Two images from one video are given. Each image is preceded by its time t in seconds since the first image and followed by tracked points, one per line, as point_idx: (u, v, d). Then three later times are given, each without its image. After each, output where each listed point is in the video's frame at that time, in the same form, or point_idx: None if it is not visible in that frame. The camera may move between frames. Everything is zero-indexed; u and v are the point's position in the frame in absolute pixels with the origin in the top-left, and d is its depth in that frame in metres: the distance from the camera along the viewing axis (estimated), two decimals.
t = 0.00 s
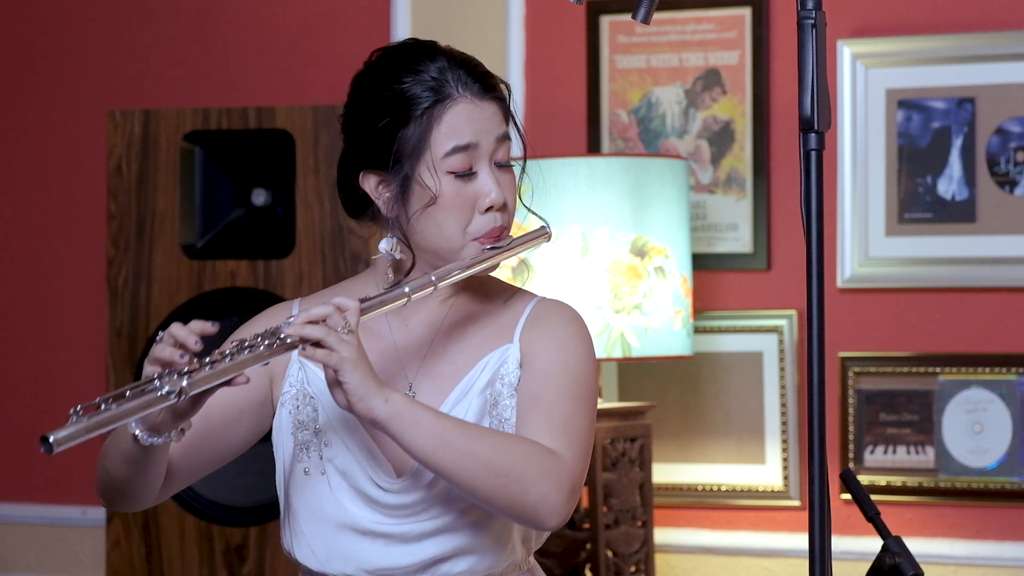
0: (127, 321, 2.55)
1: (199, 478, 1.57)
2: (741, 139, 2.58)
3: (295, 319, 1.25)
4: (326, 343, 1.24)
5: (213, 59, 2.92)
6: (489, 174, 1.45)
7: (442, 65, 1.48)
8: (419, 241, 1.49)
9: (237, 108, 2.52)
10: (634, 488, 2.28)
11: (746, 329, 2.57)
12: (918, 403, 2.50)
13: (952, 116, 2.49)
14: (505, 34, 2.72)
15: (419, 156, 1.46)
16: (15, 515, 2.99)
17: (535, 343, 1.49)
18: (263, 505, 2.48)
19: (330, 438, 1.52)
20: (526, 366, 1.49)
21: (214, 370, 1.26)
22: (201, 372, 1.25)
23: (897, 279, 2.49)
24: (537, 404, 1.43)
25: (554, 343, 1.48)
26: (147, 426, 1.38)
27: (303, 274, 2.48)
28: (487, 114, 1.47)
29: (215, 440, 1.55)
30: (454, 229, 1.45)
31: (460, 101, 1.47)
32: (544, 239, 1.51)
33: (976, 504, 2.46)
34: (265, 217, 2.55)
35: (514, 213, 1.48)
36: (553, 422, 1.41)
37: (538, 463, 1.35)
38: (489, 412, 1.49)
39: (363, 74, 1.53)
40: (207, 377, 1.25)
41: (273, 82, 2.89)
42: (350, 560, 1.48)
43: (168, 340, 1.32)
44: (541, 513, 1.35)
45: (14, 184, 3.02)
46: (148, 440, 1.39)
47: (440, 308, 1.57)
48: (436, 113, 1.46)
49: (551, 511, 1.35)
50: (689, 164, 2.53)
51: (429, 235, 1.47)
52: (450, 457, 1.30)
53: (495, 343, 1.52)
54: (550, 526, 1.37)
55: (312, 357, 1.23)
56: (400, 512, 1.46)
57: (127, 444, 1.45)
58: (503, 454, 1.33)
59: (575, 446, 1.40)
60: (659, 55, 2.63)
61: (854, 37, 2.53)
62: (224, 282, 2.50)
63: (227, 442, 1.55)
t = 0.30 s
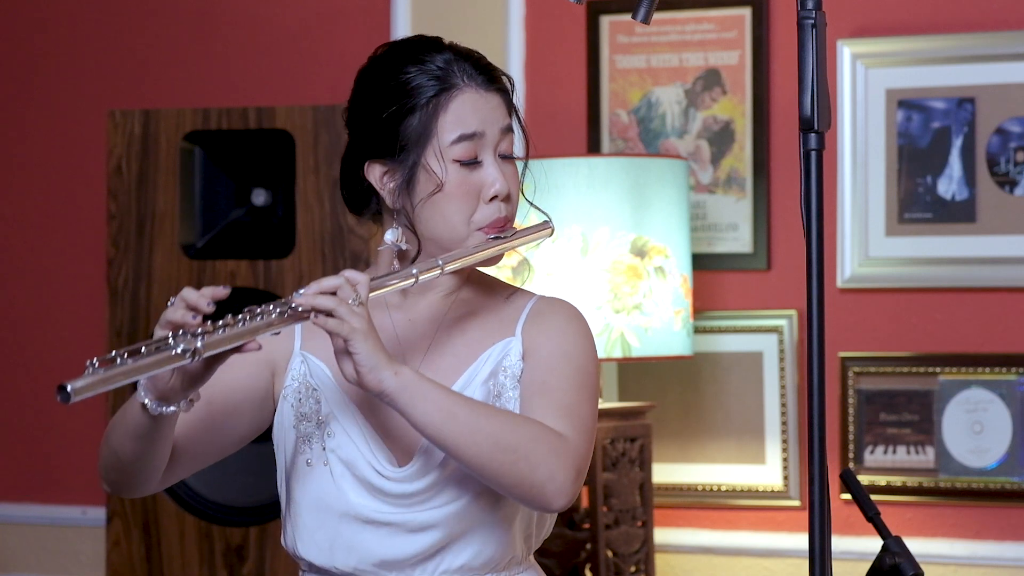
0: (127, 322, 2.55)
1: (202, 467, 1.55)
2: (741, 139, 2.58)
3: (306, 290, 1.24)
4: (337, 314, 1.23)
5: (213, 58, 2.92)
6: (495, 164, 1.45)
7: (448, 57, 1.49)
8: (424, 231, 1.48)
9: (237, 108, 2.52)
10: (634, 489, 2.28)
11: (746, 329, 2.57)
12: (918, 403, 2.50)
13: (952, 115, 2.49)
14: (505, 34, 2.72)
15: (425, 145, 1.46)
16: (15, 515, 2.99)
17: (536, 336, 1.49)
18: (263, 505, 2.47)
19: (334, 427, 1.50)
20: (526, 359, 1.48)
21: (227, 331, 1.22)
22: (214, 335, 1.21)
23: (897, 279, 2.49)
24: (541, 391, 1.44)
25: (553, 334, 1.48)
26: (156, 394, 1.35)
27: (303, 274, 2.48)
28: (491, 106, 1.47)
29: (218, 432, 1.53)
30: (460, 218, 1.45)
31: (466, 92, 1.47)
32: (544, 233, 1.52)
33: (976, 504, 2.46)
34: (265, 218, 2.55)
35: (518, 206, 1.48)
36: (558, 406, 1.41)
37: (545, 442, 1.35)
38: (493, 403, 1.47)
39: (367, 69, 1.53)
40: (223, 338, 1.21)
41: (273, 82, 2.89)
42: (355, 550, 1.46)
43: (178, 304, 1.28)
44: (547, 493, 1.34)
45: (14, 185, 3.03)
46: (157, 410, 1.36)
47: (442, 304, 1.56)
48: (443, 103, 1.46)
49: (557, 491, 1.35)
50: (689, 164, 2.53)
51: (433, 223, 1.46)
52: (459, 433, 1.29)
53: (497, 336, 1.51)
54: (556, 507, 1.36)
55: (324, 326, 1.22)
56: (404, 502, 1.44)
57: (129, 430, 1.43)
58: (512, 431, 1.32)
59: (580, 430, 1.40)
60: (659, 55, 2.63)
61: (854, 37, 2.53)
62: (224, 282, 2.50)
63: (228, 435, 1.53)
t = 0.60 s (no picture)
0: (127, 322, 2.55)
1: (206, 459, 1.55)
2: (741, 139, 2.58)
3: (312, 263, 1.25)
4: (343, 287, 1.24)
5: (214, 58, 2.92)
6: (496, 155, 1.46)
7: (450, 50, 1.50)
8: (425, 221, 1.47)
9: (237, 108, 2.51)
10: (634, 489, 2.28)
11: (746, 329, 2.57)
12: (918, 403, 2.50)
13: (952, 115, 2.49)
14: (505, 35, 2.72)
15: (427, 135, 1.46)
16: (15, 515, 2.99)
17: (537, 332, 1.49)
18: (263, 505, 2.47)
19: (336, 418, 1.49)
20: (528, 352, 1.48)
21: (234, 299, 1.23)
22: (222, 302, 1.22)
23: (897, 279, 2.49)
24: (543, 380, 1.44)
25: (554, 326, 1.49)
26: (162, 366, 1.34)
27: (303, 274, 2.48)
28: (492, 97, 1.48)
29: (219, 422, 1.52)
30: (461, 208, 1.45)
31: (468, 84, 1.48)
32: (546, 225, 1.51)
33: (976, 504, 2.46)
34: (264, 218, 2.53)
35: (519, 198, 1.48)
36: (560, 393, 1.42)
37: (550, 423, 1.34)
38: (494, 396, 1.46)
39: (367, 64, 1.54)
40: (233, 304, 1.23)
41: (273, 82, 2.89)
42: (358, 542, 1.45)
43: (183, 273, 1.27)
44: (551, 473, 1.34)
45: (14, 184, 3.03)
46: (163, 382, 1.35)
47: (443, 300, 1.54)
48: (444, 93, 1.46)
49: (560, 472, 1.34)
50: (689, 164, 2.53)
51: (435, 212, 1.45)
52: (465, 407, 1.29)
53: (498, 331, 1.50)
54: (560, 489, 1.35)
55: (331, 298, 1.23)
56: (406, 492, 1.44)
57: (130, 423, 1.42)
58: (517, 410, 1.32)
59: (583, 416, 1.40)
60: (659, 55, 2.63)
61: (854, 37, 2.53)
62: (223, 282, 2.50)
63: (230, 425, 1.53)
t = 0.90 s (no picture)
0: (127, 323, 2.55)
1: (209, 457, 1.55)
2: (741, 139, 2.58)
3: (312, 248, 1.27)
4: (344, 269, 1.25)
5: (214, 58, 2.92)
6: (493, 148, 1.46)
7: (446, 47, 1.50)
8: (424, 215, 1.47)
9: (237, 108, 2.51)
10: (634, 489, 2.28)
11: (746, 329, 2.57)
12: (918, 403, 2.50)
13: (952, 115, 2.49)
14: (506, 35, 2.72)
15: (425, 130, 1.46)
16: (15, 515, 2.99)
17: (539, 327, 1.49)
18: (263, 505, 2.45)
19: (337, 413, 1.49)
20: (529, 347, 1.48)
21: (237, 278, 1.24)
22: (224, 281, 1.23)
23: (897, 279, 2.49)
24: (545, 372, 1.44)
25: (553, 321, 1.49)
26: (166, 351, 1.35)
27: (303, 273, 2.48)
28: (488, 91, 1.48)
29: (220, 422, 1.53)
30: (460, 200, 1.44)
31: (464, 79, 1.48)
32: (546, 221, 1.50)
33: (976, 504, 2.46)
34: (264, 218, 2.50)
35: (518, 192, 1.48)
36: (562, 385, 1.42)
37: (552, 410, 1.34)
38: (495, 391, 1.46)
39: (363, 63, 1.54)
40: (232, 285, 1.23)
41: (273, 82, 2.89)
42: (360, 539, 1.45)
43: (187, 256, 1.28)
44: (552, 458, 1.33)
45: (14, 184, 3.03)
46: (168, 367, 1.35)
47: (443, 297, 1.54)
48: (441, 88, 1.47)
49: (562, 458, 1.34)
50: (689, 164, 2.53)
51: (433, 206, 1.45)
52: (467, 390, 1.29)
53: (499, 329, 1.50)
54: (561, 475, 1.34)
55: (331, 278, 1.24)
56: (407, 486, 1.44)
57: (130, 420, 1.42)
58: (520, 395, 1.32)
59: (584, 406, 1.40)
60: (659, 55, 2.63)
61: (854, 37, 2.53)
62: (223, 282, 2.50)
63: (232, 422, 1.53)
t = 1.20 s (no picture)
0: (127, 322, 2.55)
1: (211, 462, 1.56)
2: (741, 139, 2.58)
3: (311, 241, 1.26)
4: (343, 261, 1.24)
5: (214, 58, 2.92)
6: (490, 150, 1.46)
7: (443, 48, 1.50)
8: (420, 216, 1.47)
9: (237, 108, 2.50)
10: (634, 489, 2.28)
11: (746, 329, 2.57)
12: (918, 403, 2.50)
13: (952, 115, 2.49)
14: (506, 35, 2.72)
15: (422, 131, 1.47)
16: (15, 515, 2.99)
17: (538, 327, 1.49)
18: (263, 505, 2.45)
19: (337, 412, 1.49)
20: (529, 348, 1.48)
21: (237, 270, 1.25)
22: (225, 272, 1.24)
23: (897, 279, 2.49)
24: (545, 372, 1.44)
25: (552, 323, 1.49)
26: (167, 346, 1.36)
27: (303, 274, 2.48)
28: (485, 93, 1.48)
29: (221, 424, 1.53)
30: (457, 201, 1.44)
31: (460, 81, 1.48)
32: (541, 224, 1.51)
33: (976, 504, 2.46)
34: (265, 218, 2.49)
35: (513, 194, 1.48)
36: (560, 384, 1.41)
37: (549, 407, 1.34)
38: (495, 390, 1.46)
39: (359, 63, 1.54)
40: (233, 278, 1.24)
41: (273, 82, 2.89)
42: (362, 538, 1.45)
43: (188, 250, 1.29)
44: (549, 456, 1.33)
45: (14, 183, 3.03)
46: (169, 363, 1.37)
47: (443, 297, 1.53)
48: (438, 89, 1.47)
49: (559, 456, 1.33)
50: (689, 164, 2.53)
51: (430, 207, 1.45)
52: (465, 386, 1.29)
53: (499, 328, 1.51)
54: (558, 474, 1.34)
55: (331, 269, 1.24)
56: (408, 484, 1.44)
57: (130, 421, 1.43)
58: (519, 393, 1.32)
59: (582, 406, 1.40)
60: (659, 55, 2.63)
61: (854, 37, 2.53)
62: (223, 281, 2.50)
63: (233, 422, 1.53)
